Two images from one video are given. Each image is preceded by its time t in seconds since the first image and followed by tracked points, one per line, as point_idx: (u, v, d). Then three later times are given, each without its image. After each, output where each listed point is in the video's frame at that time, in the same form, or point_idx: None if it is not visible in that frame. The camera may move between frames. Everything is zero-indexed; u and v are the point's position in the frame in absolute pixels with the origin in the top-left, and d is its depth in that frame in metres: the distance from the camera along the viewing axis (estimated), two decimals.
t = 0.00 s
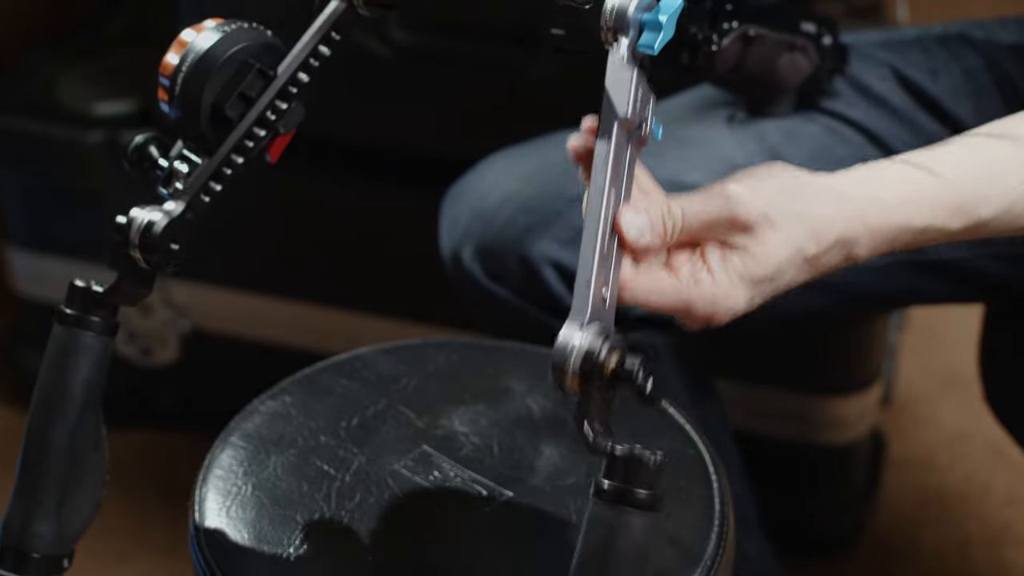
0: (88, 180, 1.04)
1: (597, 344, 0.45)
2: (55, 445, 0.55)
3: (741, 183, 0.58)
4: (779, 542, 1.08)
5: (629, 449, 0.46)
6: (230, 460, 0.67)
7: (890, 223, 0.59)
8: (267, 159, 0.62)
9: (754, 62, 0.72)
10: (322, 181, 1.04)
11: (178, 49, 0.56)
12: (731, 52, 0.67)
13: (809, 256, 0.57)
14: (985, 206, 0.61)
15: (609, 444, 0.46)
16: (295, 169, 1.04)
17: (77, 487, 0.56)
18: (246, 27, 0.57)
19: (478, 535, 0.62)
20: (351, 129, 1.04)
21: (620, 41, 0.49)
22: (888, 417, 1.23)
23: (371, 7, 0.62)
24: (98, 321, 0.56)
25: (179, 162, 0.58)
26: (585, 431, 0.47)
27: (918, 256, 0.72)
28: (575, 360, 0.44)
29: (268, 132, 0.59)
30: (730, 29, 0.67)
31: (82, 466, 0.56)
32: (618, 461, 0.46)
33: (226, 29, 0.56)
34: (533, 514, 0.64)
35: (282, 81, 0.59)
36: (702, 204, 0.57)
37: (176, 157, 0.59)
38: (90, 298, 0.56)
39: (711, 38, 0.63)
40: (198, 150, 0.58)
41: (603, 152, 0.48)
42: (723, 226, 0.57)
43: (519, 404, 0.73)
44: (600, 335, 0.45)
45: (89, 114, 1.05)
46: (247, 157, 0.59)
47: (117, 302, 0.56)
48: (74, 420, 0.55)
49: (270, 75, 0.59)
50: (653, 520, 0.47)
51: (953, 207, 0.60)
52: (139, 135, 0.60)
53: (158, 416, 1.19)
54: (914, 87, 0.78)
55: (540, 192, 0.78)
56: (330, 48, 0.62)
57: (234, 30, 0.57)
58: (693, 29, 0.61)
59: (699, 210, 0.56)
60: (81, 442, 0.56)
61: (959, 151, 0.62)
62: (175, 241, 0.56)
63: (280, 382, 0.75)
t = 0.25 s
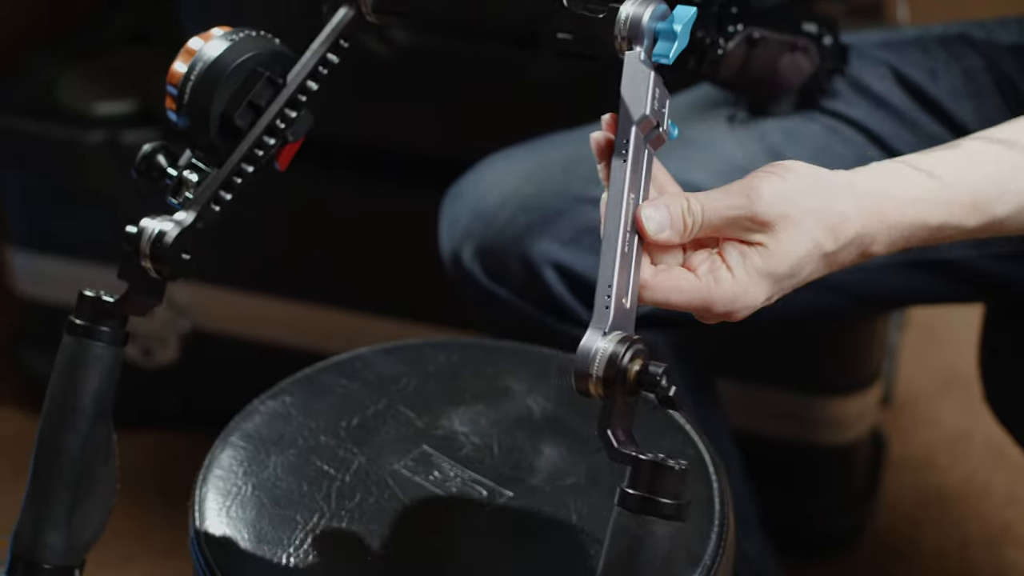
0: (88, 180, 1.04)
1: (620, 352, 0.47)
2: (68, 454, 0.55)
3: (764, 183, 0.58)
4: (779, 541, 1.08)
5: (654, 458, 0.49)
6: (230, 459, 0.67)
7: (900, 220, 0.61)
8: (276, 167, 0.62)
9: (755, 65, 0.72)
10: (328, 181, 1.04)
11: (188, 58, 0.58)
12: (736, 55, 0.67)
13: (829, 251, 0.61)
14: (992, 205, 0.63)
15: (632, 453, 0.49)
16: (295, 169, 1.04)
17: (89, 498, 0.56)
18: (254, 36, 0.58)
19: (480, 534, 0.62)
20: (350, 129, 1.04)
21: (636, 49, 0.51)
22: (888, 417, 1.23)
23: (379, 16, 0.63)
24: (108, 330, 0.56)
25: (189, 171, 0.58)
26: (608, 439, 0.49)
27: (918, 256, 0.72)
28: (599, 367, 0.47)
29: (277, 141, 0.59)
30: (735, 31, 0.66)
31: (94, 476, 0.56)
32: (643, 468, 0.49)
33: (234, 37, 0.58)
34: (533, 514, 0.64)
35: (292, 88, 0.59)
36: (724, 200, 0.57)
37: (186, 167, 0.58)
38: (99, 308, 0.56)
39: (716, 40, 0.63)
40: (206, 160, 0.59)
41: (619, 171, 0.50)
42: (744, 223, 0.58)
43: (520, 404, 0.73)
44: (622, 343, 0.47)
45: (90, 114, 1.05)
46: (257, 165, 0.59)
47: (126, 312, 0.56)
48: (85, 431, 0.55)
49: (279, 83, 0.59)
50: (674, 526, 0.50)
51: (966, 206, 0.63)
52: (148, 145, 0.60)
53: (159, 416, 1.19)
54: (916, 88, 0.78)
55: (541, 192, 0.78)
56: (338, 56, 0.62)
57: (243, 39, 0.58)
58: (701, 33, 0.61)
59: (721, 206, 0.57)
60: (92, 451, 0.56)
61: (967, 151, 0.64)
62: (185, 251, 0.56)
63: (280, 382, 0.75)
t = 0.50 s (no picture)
0: (88, 179, 1.04)
1: (604, 356, 0.47)
2: (62, 454, 0.55)
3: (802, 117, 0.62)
4: (779, 541, 1.08)
5: (635, 460, 0.50)
6: (230, 460, 0.67)
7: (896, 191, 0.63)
8: (268, 168, 0.62)
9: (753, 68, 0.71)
10: (327, 181, 1.04)
11: (180, 60, 0.58)
12: (733, 56, 0.67)
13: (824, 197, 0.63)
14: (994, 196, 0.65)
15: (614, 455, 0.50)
16: (295, 169, 1.04)
17: (82, 497, 0.56)
18: (248, 37, 0.58)
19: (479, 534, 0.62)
20: (350, 129, 1.04)
21: (625, 50, 0.50)
22: (889, 417, 1.23)
23: (373, 18, 0.62)
24: (101, 331, 0.56)
25: (181, 173, 0.58)
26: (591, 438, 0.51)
27: (917, 256, 0.72)
28: (582, 370, 0.47)
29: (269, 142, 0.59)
30: (731, 33, 0.65)
31: (87, 476, 0.56)
32: (624, 469, 0.50)
33: (227, 38, 0.57)
34: (533, 515, 0.64)
35: (285, 90, 0.59)
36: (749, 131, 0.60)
37: (179, 169, 0.59)
38: (92, 309, 0.56)
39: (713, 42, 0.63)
40: (199, 162, 0.59)
41: (607, 172, 0.50)
42: (765, 150, 0.61)
43: (520, 404, 0.73)
44: (607, 346, 0.48)
45: (90, 114, 1.05)
46: (250, 167, 0.59)
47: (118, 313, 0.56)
48: (78, 431, 0.55)
49: (271, 85, 0.59)
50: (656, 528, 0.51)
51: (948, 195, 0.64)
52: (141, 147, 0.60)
53: (160, 417, 1.19)
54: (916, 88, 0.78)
55: (542, 195, 0.79)
56: (331, 57, 0.62)
57: (237, 40, 0.58)
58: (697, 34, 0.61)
59: (746, 136, 0.59)
60: (85, 452, 0.56)
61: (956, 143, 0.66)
62: (178, 253, 0.56)
63: (280, 382, 0.75)
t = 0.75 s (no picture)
0: (89, 180, 1.04)
1: (631, 335, 0.46)
2: (79, 463, 0.53)
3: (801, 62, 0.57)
4: (780, 541, 1.08)
5: (667, 438, 0.47)
6: (230, 460, 0.67)
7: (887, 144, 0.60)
8: (277, 170, 0.63)
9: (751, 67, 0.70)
10: (328, 182, 1.04)
11: (187, 64, 0.58)
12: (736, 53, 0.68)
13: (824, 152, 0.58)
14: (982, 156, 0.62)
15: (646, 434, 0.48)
16: (295, 169, 1.04)
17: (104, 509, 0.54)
18: (253, 40, 0.59)
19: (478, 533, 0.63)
20: (349, 129, 1.04)
21: (636, 38, 0.49)
22: (889, 416, 1.23)
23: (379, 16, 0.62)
24: (115, 336, 0.53)
25: (192, 175, 0.57)
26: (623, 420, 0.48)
27: (917, 256, 0.72)
28: (609, 351, 0.46)
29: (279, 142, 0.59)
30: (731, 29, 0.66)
31: (108, 486, 0.54)
32: (656, 449, 0.48)
33: (233, 41, 0.58)
34: (533, 515, 0.64)
35: (293, 89, 0.60)
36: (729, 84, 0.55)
37: (189, 171, 0.58)
38: (106, 313, 0.53)
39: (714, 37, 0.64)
40: (209, 164, 0.58)
41: (621, 156, 0.49)
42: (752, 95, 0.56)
43: (520, 404, 0.73)
44: (633, 325, 0.46)
45: (90, 114, 1.05)
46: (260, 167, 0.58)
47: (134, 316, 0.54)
48: (95, 436, 0.53)
49: (280, 86, 0.59)
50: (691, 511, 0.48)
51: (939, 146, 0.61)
52: (150, 151, 0.58)
53: (162, 417, 1.19)
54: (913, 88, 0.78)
55: (541, 193, 0.78)
56: (338, 57, 0.62)
57: (242, 43, 0.58)
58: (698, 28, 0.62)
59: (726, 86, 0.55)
60: (104, 461, 0.54)
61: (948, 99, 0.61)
62: (190, 252, 0.55)
63: (280, 382, 0.75)
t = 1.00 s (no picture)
0: (88, 179, 1.05)
1: (659, 320, 0.46)
2: (79, 445, 0.52)
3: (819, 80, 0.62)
4: (781, 544, 1.06)
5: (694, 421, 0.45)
6: (230, 459, 0.67)
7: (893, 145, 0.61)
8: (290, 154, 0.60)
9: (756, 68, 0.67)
10: (327, 182, 1.04)
11: (202, 43, 0.57)
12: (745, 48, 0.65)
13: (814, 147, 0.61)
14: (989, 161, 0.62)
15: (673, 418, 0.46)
16: (294, 169, 1.04)
17: (102, 491, 0.54)
18: (269, 18, 0.59)
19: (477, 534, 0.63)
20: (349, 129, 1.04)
21: (664, 20, 0.50)
22: (888, 417, 1.23)
23: None
24: (122, 316, 0.53)
25: (204, 155, 0.57)
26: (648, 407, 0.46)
27: (917, 256, 0.72)
28: (638, 337, 0.46)
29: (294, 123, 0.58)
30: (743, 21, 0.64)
31: (107, 467, 0.54)
32: (682, 432, 0.45)
33: (249, 19, 0.58)
34: (532, 516, 0.64)
35: (311, 69, 0.58)
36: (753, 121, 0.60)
37: (202, 152, 0.57)
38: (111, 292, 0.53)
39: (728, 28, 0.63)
40: (222, 144, 0.58)
41: (651, 139, 0.49)
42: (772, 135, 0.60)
43: (519, 404, 0.73)
44: (660, 309, 0.46)
45: (89, 114, 1.05)
46: (274, 149, 0.57)
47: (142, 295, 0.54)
48: (99, 419, 0.53)
49: (296, 65, 0.59)
50: (719, 499, 0.45)
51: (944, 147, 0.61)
52: (159, 130, 0.58)
53: (162, 417, 1.19)
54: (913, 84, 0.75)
55: (540, 194, 0.79)
56: (356, 39, 0.60)
57: (258, 21, 0.58)
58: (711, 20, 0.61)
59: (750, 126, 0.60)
60: (105, 443, 0.53)
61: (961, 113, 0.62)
62: (204, 234, 0.54)
63: (280, 382, 0.74)
